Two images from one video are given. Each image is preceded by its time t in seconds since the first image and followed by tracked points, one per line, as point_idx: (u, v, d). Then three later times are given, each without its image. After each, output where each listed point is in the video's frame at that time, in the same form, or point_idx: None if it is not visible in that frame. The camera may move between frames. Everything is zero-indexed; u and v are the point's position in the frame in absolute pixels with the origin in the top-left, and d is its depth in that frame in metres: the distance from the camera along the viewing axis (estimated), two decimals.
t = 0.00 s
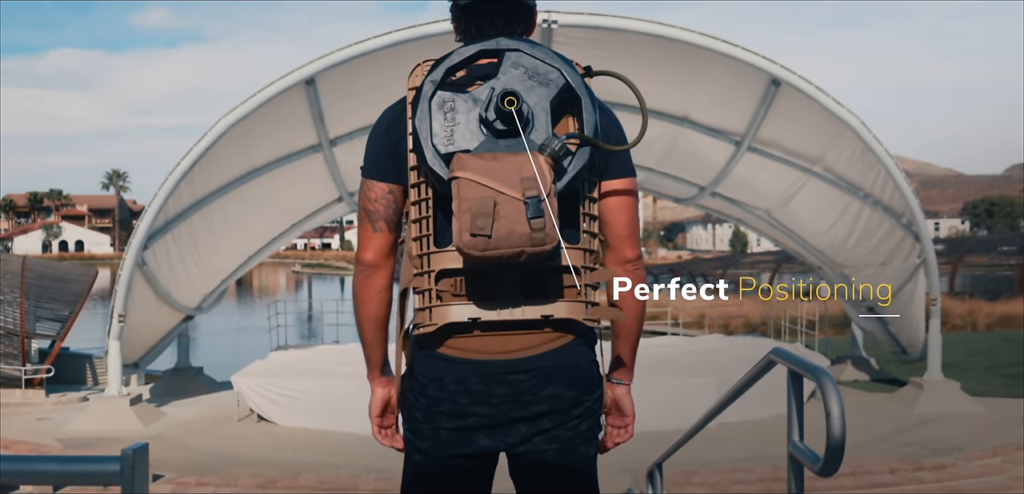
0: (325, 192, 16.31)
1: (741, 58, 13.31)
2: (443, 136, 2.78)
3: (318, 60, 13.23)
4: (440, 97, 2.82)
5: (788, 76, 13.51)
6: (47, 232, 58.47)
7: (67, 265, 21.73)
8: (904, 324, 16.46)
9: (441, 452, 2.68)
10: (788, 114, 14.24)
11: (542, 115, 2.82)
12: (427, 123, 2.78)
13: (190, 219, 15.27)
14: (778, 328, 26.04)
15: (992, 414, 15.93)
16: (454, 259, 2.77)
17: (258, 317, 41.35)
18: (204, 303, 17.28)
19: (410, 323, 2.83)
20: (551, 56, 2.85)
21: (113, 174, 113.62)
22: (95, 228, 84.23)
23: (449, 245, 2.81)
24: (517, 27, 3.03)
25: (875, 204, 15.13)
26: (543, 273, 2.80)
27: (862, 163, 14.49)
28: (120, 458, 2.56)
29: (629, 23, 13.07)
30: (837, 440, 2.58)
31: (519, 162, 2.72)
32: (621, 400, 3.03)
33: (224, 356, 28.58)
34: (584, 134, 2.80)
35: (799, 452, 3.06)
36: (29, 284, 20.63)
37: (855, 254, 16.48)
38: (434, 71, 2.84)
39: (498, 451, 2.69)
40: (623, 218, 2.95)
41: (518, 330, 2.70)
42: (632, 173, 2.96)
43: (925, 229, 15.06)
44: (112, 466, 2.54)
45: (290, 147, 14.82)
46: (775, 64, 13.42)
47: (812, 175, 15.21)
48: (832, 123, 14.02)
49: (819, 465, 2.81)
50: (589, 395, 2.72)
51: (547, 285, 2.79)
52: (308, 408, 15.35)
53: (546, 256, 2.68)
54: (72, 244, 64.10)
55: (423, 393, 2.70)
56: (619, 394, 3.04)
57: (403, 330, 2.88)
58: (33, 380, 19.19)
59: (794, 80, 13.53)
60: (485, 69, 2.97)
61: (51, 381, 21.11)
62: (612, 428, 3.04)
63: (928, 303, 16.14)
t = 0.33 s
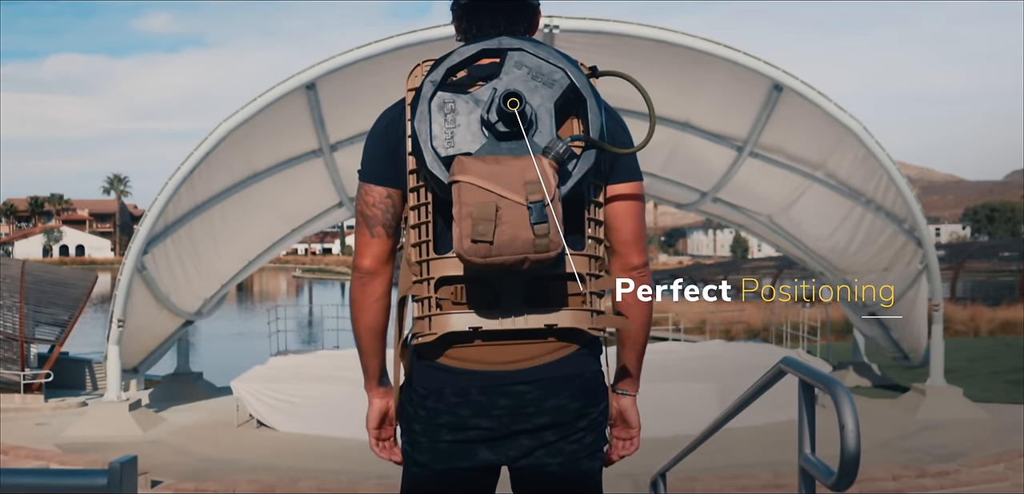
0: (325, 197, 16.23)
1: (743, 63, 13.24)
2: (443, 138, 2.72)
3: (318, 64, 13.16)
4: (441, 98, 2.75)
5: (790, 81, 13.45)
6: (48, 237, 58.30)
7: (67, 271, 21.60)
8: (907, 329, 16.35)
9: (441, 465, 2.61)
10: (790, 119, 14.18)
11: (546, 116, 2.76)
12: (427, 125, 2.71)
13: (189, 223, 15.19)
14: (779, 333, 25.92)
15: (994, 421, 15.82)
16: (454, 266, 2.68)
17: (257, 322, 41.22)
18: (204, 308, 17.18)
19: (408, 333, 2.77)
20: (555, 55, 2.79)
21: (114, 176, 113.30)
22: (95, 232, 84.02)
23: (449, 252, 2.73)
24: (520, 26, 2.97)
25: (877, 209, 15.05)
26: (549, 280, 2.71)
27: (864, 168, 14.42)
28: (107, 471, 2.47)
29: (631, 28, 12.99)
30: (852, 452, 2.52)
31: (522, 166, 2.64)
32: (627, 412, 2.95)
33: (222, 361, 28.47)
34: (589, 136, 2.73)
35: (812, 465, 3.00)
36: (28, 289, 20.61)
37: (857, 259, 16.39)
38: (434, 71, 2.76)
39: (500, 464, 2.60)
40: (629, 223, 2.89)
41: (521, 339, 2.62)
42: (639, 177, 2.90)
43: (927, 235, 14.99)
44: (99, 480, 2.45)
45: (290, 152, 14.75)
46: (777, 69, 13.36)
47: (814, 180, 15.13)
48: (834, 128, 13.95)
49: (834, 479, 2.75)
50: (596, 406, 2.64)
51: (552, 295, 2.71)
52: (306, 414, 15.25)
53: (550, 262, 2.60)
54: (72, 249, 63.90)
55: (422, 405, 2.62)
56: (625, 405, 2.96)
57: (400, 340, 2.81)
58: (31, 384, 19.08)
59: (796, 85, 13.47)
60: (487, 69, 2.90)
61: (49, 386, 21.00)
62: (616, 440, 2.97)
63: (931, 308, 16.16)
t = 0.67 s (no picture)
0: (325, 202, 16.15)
1: (744, 68, 13.16)
2: (444, 142, 2.64)
3: (319, 69, 13.09)
4: (440, 100, 2.67)
5: (792, 86, 13.37)
6: (49, 241, 58.13)
7: (65, 276, 22.41)
8: (909, 336, 16.24)
9: (437, 479, 2.56)
10: (791, 124, 14.09)
11: (549, 119, 2.68)
12: (426, 127, 2.63)
13: (189, 228, 15.11)
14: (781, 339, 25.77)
15: (995, 427, 15.73)
16: (455, 274, 2.60)
17: (258, 328, 41.09)
18: (204, 313, 17.07)
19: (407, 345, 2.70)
20: (559, 56, 2.72)
21: (116, 183, 112.92)
22: (95, 237, 83.83)
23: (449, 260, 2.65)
24: (523, 26, 2.92)
25: (879, 215, 14.92)
26: (553, 290, 2.65)
27: (865, 174, 14.31)
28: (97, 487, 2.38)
29: (633, 32, 12.94)
30: (867, 469, 2.44)
31: (525, 171, 2.56)
32: (633, 425, 2.91)
33: (221, 366, 28.34)
34: (595, 140, 2.65)
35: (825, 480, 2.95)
36: (27, 294, 20.83)
37: (859, 265, 16.28)
38: (433, 73, 2.69)
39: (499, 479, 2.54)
40: (636, 230, 2.83)
41: (524, 351, 2.55)
42: (646, 183, 2.83)
43: (929, 240, 14.82)
44: None
45: (290, 157, 14.67)
46: (779, 74, 13.29)
47: (816, 186, 15.03)
48: (835, 134, 13.87)
49: None
50: (600, 421, 2.58)
51: (556, 305, 2.64)
52: (304, 419, 15.14)
53: (554, 271, 2.52)
54: (72, 254, 63.69)
55: (421, 419, 2.55)
56: (630, 418, 2.92)
57: (398, 351, 2.73)
58: (30, 390, 18.93)
59: (798, 90, 13.39)
60: (489, 70, 2.83)
61: (48, 392, 20.88)
62: (623, 454, 2.92)
63: (933, 314, 15.86)
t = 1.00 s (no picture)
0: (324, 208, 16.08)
1: (745, 74, 13.11)
2: (443, 147, 2.57)
3: (318, 76, 13.03)
4: (438, 103, 2.59)
5: (792, 92, 13.32)
6: (48, 246, 57.91)
7: (65, 281, 22.33)
8: (911, 342, 16.12)
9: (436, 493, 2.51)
10: (791, 130, 14.04)
11: (552, 123, 2.60)
12: (425, 132, 2.56)
13: (189, 234, 15.05)
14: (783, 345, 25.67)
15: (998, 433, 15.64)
16: (455, 285, 2.54)
17: (257, 334, 40.94)
18: (203, 319, 16.98)
19: (405, 357, 2.62)
20: (562, 58, 2.64)
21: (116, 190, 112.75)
22: (95, 242, 83.84)
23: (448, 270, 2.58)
24: (524, 27, 2.86)
25: (880, 221, 14.82)
26: (558, 300, 2.59)
27: (866, 180, 14.23)
28: None
29: (635, 39, 12.89)
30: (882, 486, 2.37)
31: (528, 176, 2.48)
32: (639, 440, 2.84)
33: (221, 372, 28.24)
34: (600, 144, 2.57)
35: None
36: (26, 300, 20.73)
37: (860, 272, 16.19)
38: (432, 75, 2.61)
39: None
40: (642, 237, 2.78)
41: (528, 364, 2.51)
42: (651, 189, 2.78)
43: (930, 246, 14.74)
44: None
45: (290, 163, 14.59)
46: (779, 80, 13.24)
47: (817, 192, 14.96)
48: (836, 140, 13.81)
49: None
50: (604, 436, 2.54)
51: (560, 316, 2.58)
52: (303, 426, 15.04)
53: (558, 281, 2.44)
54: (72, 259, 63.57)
55: (420, 434, 2.51)
56: (636, 431, 2.86)
57: (397, 363, 2.66)
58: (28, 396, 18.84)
59: (799, 96, 13.33)
60: (490, 72, 2.76)
61: (47, 397, 20.80)
62: (628, 470, 2.84)
63: (934, 321, 15.72)
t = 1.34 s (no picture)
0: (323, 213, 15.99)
1: (747, 81, 13.07)
2: (443, 150, 2.49)
3: (318, 80, 12.96)
4: (436, 105, 2.52)
5: (793, 97, 13.26)
6: (48, 252, 57.62)
7: (63, 287, 22.19)
8: (913, 349, 15.99)
9: None
10: (792, 136, 13.98)
11: (557, 126, 2.53)
12: (424, 134, 2.48)
13: (187, 240, 14.96)
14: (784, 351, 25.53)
15: (1001, 441, 15.52)
16: (454, 294, 2.46)
17: (256, 340, 40.77)
18: (201, 325, 16.87)
19: (403, 368, 2.56)
20: (567, 58, 2.57)
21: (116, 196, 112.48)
22: (94, 248, 83.56)
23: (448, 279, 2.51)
24: (528, 26, 2.79)
25: (881, 227, 14.70)
26: (560, 310, 2.51)
27: (867, 186, 14.13)
28: None
29: (636, 44, 12.85)
30: None
31: (531, 182, 2.40)
32: (646, 454, 2.78)
33: (220, 378, 28.09)
34: (606, 148, 2.50)
35: None
36: (24, 306, 20.58)
37: (861, 278, 16.08)
38: (431, 76, 2.54)
39: None
40: (649, 244, 2.72)
41: (530, 376, 2.44)
42: (660, 195, 2.72)
43: (932, 253, 14.57)
44: None
45: (290, 168, 14.52)
46: (779, 85, 13.19)
47: (817, 198, 14.87)
48: (837, 146, 13.74)
49: None
50: (609, 449, 2.48)
51: (565, 327, 2.51)
52: (302, 433, 14.94)
53: (563, 291, 2.36)
54: (71, 266, 63.38)
55: (418, 449, 2.46)
56: (643, 445, 2.80)
57: (395, 375, 2.59)
58: (26, 403, 18.72)
59: (800, 102, 13.28)
60: (491, 73, 2.69)
61: (45, 404, 20.67)
62: (635, 485, 2.78)
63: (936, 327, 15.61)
